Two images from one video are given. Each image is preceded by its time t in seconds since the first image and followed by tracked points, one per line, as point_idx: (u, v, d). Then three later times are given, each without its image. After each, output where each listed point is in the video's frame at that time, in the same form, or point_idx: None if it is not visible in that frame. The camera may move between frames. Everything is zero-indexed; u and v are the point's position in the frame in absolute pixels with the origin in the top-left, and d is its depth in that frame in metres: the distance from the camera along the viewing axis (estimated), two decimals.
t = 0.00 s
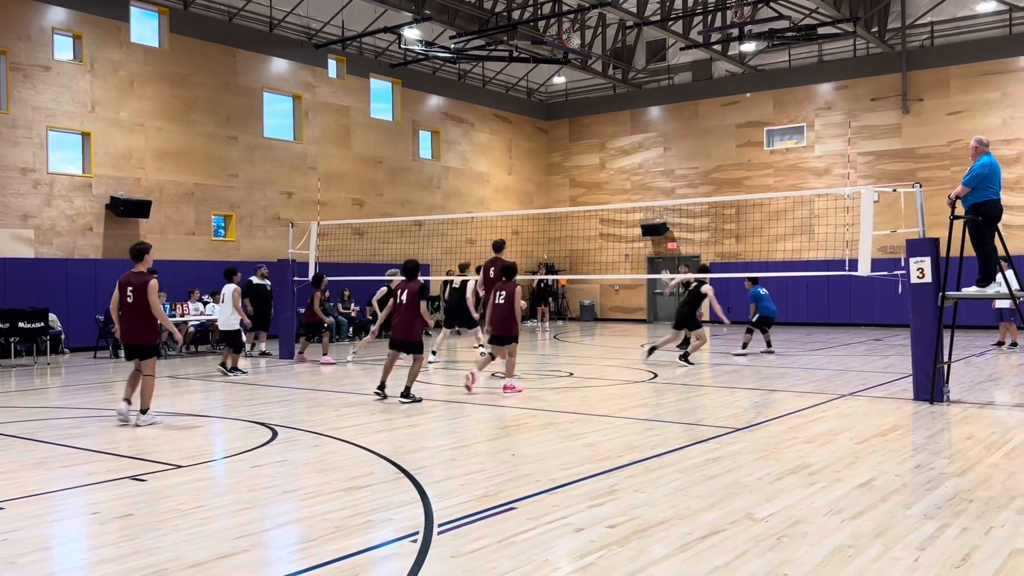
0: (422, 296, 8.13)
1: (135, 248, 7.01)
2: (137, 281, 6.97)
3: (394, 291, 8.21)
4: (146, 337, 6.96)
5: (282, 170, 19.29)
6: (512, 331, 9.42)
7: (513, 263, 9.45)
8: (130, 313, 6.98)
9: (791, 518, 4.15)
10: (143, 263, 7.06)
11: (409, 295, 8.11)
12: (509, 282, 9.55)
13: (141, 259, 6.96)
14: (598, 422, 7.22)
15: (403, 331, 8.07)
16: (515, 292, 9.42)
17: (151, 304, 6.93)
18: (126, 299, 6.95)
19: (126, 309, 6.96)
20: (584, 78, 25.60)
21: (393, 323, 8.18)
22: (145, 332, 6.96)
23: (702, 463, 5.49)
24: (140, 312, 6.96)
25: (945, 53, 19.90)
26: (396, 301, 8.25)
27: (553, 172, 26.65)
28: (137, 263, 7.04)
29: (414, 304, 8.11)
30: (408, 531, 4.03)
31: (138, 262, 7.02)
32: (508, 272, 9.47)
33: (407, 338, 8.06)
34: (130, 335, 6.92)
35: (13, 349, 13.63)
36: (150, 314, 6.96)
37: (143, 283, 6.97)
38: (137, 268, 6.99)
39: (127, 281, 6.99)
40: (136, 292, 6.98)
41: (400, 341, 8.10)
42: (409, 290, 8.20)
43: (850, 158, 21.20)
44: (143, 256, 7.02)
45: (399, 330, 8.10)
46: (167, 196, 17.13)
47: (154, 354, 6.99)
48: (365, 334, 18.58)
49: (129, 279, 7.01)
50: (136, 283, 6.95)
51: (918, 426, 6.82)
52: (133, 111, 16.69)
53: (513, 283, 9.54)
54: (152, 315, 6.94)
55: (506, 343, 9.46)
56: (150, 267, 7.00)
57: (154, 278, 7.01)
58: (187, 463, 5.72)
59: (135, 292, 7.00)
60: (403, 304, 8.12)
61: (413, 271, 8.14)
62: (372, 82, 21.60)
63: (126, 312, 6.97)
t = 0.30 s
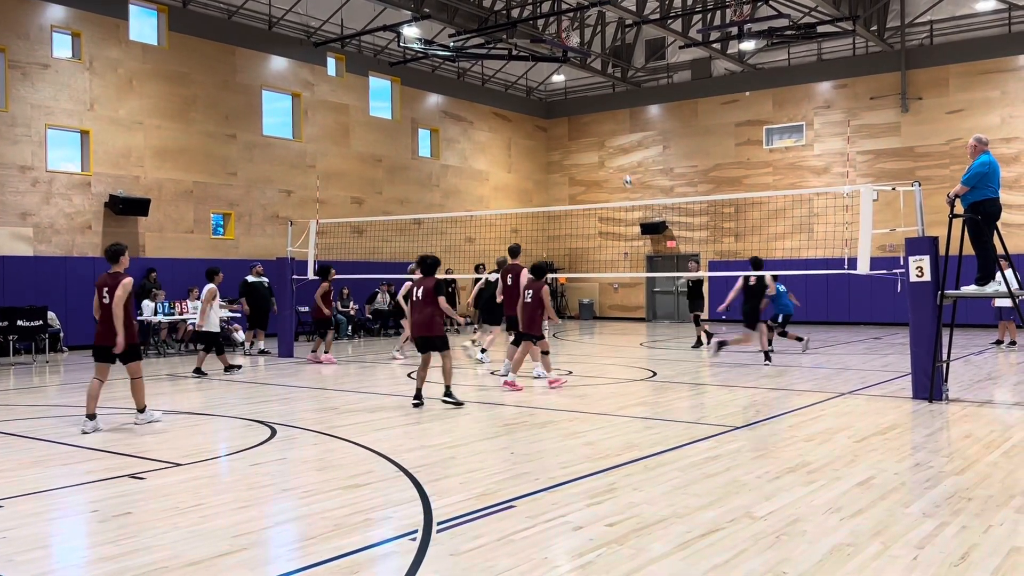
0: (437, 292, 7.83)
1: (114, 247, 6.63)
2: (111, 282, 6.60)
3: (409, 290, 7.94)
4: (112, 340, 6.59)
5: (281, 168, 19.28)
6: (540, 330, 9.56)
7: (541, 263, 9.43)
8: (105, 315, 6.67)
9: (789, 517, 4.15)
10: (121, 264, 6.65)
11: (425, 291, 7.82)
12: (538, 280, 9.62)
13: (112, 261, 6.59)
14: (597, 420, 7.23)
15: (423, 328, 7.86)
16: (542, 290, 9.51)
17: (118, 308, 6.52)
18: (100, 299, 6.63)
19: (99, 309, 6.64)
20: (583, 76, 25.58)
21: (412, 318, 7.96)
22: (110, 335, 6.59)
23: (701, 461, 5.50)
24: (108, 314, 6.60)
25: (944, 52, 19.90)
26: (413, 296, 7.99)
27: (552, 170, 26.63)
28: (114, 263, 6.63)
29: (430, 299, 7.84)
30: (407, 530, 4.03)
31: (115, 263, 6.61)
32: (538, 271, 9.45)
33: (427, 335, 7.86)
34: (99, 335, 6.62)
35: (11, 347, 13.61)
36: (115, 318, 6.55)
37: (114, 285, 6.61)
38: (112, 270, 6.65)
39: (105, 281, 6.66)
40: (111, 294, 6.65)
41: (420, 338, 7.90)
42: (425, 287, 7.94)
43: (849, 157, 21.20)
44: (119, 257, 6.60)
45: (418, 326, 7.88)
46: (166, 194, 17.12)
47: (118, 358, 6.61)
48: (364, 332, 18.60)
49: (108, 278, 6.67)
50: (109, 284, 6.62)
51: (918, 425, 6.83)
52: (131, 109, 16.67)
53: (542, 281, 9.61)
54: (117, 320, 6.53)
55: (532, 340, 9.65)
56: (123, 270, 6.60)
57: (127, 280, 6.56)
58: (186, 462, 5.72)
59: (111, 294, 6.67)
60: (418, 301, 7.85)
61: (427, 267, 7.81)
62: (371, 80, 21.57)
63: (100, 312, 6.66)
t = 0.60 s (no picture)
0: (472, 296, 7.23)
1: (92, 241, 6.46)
2: (93, 276, 6.40)
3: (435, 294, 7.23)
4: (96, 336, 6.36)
5: (281, 167, 19.28)
6: (574, 326, 9.51)
7: (571, 261, 9.40)
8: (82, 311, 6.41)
9: (790, 516, 4.15)
10: (101, 258, 6.47)
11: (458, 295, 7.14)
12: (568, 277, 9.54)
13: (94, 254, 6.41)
14: (597, 419, 7.23)
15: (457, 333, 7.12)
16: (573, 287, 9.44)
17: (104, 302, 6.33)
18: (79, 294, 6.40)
19: (79, 305, 6.40)
20: (583, 75, 25.56)
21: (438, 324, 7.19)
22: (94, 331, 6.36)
23: (701, 460, 5.49)
24: (91, 310, 6.38)
25: (944, 51, 19.89)
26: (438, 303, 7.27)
27: (552, 169, 26.62)
28: (95, 258, 6.46)
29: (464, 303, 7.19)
30: (407, 528, 4.03)
31: (96, 256, 6.45)
32: (568, 268, 9.44)
33: (460, 339, 7.09)
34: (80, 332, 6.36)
35: (12, 345, 13.62)
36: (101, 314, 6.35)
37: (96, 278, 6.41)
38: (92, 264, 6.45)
39: (83, 276, 6.44)
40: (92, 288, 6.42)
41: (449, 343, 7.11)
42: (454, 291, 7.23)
43: (849, 156, 21.20)
44: (100, 251, 6.44)
45: (448, 331, 7.12)
46: (166, 193, 17.12)
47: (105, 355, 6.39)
48: (364, 331, 18.61)
49: (86, 273, 6.48)
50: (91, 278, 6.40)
51: (918, 424, 6.83)
52: (131, 107, 16.66)
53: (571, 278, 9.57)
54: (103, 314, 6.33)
55: (569, 337, 9.56)
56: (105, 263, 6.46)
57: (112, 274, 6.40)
58: (186, 460, 5.72)
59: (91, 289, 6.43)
60: (452, 304, 7.15)
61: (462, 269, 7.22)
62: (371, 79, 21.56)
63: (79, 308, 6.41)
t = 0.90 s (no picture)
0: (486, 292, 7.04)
1: (84, 241, 6.34)
2: (87, 278, 6.28)
3: (449, 291, 7.05)
4: (89, 339, 6.23)
5: (282, 165, 19.28)
6: (605, 325, 9.56)
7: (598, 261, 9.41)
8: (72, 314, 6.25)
9: (791, 515, 4.15)
10: (93, 260, 6.38)
11: (472, 294, 6.97)
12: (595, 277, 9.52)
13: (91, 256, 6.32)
14: (597, 418, 7.23)
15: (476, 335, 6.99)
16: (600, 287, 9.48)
17: (102, 305, 6.22)
18: (70, 297, 6.26)
19: (70, 308, 6.26)
20: (585, 73, 25.54)
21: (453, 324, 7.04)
22: (88, 334, 6.23)
23: (702, 459, 5.49)
24: (84, 313, 6.25)
25: (946, 50, 19.87)
26: (452, 299, 7.09)
27: (553, 167, 26.60)
28: (87, 259, 6.35)
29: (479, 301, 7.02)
30: (408, 527, 4.03)
31: (89, 258, 6.35)
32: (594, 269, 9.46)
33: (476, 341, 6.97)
34: (71, 336, 6.21)
35: (13, 342, 13.63)
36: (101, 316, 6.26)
37: (94, 280, 6.30)
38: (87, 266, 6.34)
39: (73, 278, 6.30)
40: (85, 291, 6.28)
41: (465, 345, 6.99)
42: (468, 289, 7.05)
43: (851, 155, 21.19)
44: (93, 252, 6.35)
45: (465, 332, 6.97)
46: (167, 191, 17.12)
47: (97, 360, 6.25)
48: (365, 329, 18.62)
49: (77, 275, 6.33)
50: (88, 280, 6.28)
51: (919, 423, 6.82)
52: (133, 105, 16.66)
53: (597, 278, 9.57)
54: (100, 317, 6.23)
55: (599, 337, 9.62)
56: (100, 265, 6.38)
57: (106, 277, 6.31)
58: (187, 458, 5.71)
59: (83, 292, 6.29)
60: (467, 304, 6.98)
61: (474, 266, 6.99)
62: (372, 77, 21.53)
63: (69, 311, 6.27)
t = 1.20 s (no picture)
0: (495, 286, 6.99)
1: (87, 237, 6.32)
2: (86, 274, 6.24)
3: (457, 285, 6.90)
4: (83, 336, 6.19)
5: (284, 163, 19.29)
6: (620, 321, 9.58)
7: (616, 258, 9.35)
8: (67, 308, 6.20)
9: (793, 514, 4.15)
10: (94, 257, 6.37)
11: (484, 287, 6.85)
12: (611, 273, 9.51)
13: (92, 251, 6.28)
14: (600, 417, 7.22)
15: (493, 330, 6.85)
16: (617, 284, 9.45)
17: (100, 302, 6.19)
18: (66, 291, 6.19)
19: (64, 302, 6.20)
20: (587, 72, 25.52)
21: (463, 320, 6.87)
22: (83, 332, 6.19)
23: (704, 458, 5.49)
24: (80, 310, 6.20)
25: (949, 49, 19.85)
26: (459, 296, 6.94)
27: (555, 166, 26.59)
28: (89, 255, 6.33)
29: (490, 296, 6.94)
30: (410, 525, 4.04)
31: (90, 254, 6.33)
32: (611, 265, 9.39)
33: (491, 335, 6.84)
34: (64, 332, 6.16)
35: (15, 340, 13.66)
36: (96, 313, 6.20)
37: (91, 275, 6.24)
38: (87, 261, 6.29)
39: (71, 273, 6.25)
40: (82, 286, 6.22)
41: (479, 340, 6.81)
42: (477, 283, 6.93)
43: (853, 153, 21.18)
44: (96, 249, 6.34)
45: (479, 327, 6.81)
46: (169, 189, 17.12)
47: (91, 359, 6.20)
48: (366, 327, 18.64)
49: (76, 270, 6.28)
50: (85, 275, 6.22)
51: (921, 423, 6.81)
52: (135, 103, 16.66)
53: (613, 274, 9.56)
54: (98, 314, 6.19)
55: (614, 333, 9.63)
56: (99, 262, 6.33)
57: (105, 274, 6.28)
58: (189, 456, 5.72)
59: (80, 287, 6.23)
60: (482, 298, 6.86)
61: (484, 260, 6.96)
62: (374, 75, 21.54)
63: (64, 307, 6.22)
